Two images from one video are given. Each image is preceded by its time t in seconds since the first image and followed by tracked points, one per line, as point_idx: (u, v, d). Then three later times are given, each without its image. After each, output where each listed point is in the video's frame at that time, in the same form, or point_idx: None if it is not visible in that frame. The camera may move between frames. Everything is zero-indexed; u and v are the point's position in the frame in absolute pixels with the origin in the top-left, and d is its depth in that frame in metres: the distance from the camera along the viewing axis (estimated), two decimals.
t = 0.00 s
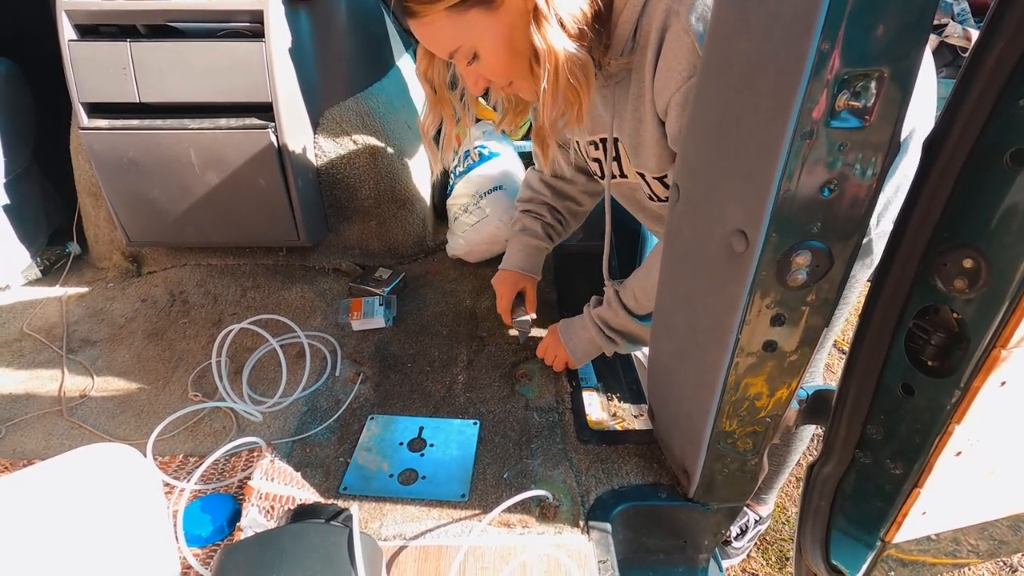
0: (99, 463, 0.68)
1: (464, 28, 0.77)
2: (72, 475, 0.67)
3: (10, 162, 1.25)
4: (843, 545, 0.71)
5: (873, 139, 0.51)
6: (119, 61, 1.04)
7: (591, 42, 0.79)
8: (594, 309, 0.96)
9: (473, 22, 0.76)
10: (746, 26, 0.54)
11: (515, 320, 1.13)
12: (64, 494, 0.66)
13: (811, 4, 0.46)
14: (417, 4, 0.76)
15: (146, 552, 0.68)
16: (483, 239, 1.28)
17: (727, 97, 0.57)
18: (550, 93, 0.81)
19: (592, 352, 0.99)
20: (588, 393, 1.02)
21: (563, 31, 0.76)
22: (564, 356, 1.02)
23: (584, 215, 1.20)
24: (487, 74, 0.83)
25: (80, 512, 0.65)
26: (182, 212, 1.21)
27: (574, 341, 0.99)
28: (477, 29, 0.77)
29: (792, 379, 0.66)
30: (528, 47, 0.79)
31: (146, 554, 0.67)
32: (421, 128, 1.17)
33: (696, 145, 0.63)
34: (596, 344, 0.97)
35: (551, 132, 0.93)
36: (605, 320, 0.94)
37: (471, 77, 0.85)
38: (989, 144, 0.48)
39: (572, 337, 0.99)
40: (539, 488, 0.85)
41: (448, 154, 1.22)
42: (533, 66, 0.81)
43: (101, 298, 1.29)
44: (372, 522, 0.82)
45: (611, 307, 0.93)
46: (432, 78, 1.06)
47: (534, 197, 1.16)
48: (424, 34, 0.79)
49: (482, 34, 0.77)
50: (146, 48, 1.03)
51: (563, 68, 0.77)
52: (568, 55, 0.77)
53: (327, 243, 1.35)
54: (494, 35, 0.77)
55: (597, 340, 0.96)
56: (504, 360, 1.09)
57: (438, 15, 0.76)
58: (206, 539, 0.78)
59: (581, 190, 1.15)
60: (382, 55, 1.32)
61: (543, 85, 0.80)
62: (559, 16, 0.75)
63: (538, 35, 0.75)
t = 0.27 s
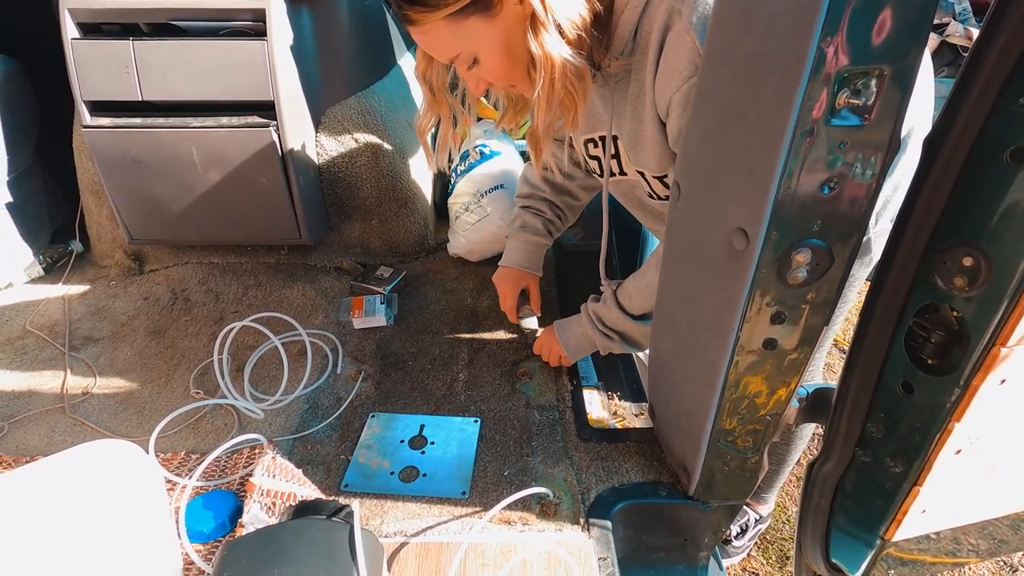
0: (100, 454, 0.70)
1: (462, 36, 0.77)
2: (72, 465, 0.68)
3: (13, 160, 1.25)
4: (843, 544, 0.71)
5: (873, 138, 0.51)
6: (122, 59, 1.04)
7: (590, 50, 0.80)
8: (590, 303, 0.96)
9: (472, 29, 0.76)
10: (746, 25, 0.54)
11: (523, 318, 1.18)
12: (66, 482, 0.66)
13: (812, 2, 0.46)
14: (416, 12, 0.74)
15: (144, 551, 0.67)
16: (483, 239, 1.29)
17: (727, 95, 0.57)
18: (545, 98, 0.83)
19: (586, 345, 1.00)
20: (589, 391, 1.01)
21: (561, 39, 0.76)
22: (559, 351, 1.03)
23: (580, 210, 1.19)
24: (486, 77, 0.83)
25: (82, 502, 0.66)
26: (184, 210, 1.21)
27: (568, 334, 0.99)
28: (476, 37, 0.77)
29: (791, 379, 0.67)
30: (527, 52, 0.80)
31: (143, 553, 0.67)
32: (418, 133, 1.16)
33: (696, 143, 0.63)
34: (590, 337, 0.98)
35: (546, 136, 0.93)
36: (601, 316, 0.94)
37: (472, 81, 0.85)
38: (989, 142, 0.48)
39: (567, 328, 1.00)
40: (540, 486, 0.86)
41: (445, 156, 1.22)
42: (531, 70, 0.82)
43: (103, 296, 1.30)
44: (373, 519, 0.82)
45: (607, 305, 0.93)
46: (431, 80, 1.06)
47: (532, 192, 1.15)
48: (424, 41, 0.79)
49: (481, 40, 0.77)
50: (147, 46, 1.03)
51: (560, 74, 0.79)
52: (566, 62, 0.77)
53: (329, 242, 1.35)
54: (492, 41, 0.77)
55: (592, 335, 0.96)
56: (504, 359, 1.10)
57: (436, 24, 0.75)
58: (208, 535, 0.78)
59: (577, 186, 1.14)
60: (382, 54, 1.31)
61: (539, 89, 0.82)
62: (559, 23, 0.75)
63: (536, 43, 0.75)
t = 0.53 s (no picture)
0: (101, 454, 0.70)
1: (466, 37, 0.77)
2: (72, 467, 0.68)
3: (14, 156, 1.26)
4: (839, 538, 0.71)
5: (869, 133, 0.51)
6: (123, 56, 1.05)
7: (594, 49, 0.80)
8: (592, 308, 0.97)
9: (476, 30, 0.76)
10: (743, 20, 0.54)
11: (523, 322, 1.16)
12: (60, 488, 0.66)
13: None
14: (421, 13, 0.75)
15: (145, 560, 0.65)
16: (483, 235, 1.28)
17: (725, 91, 0.57)
18: (548, 101, 0.83)
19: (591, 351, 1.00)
20: (587, 388, 1.01)
21: (564, 40, 0.76)
22: (561, 355, 1.03)
23: (570, 204, 1.21)
24: (492, 78, 0.83)
25: (80, 506, 0.65)
26: (184, 207, 1.21)
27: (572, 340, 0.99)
28: (480, 37, 0.77)
29: (788, 374, 0.67)
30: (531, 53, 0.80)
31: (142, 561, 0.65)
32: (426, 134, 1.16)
33: (694, 138, 0.63)
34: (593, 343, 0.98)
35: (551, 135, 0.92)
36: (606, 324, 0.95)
37: (479, 82, 0.85)
38: (985, 137, 0.49)
39: (571, 337, 1.00)
40: (538, 480, 0.86)
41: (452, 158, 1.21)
42: (535, 70, 0.82)
43: (104, 292, 1.30)
44: (373, 512, 0.82)
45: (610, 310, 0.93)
46: (437, 79, 1.07)
47: (522, 192, 1.16)
48: (431, 42, 0.80)
49: (485, 41, 0.78)
50: (148, 43, 1.04)
51: (563, 75, 0.79)
52: (569, 63, 0.78)
53: (329, 239, 1.36)
54: (497, 42, 0.78)
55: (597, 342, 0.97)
56: (504, 355, 1.10)
57: (440, 25, 0.76)
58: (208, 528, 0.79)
59: (566, 182, 1.16)
60: (381, 51, 1.32)
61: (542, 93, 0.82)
62: (564, 25, 0.75)
63: (540, 43, 0.76)
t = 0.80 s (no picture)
0: (95, 451, 0.69)
1: (470, 33, 0.77)
2: (69, 465, 0.68)
3: (13, 153, 1.26)
4: (838, 535, 0.71)
5: (867, 130, 0.51)
6: (122, 52, 1.04)
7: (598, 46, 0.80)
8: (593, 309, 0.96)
9: (479, 25, 0.76)
10: (742, 16, 0.54)
11: (524, 321, 1.15)
12: (58, 485, 0.66)
13: None
14: (423, 10, 0.75)
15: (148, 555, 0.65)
16: (483, 231, 1.29)
17: (723, 86, 0.57)
18: (554, 95, 0.83)
19: (591, 352, 0.99)
20: (586, 386, 1.02)
21: (569, 34, 0.76)
22: (560, 353, 1.03)
23: (577, 210, 1.21)
24: (493, 72, 0.83)
25: (80, 502, 0.65)
26: (183, 204, 1.21)
27: (574, 341, 0.99)
28: (482, 31, 0.77)
29: (786, 371, 0.67)
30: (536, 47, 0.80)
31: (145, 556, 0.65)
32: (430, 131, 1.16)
33: (692, 135, 0.63)
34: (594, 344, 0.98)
35: (555, 132, 0.94)
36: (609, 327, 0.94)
37: (479, 78, 0.85)
38: (983, 133, 0.49)
39: (572, 337, 0.99)
40: (537, 478, 0.86)
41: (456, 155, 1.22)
42: (539, 65, 0.82)
43: (103, 289, 1.30)
44: (371, 509, 0.82)
45: (613, 314, 0.93)
46: (438, 76, 1.06)
47: (529, 202, 1.17)
48: (432, 38, 0.79)
49: (489, 36, 0.77)
50: (147, 39, 1.03)
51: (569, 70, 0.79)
52: (574, 57, 0.77)
53: (328, 236, 1.35)
54: (501, 37, 0.78)
55: (598, 345, 0.96)
56: (503, 352, 1.10)
57: (443, 20, 0.75)
58: (206, 525, 0.79)
59: (572, 187, 1.16)
60: (381, 49, 1.32)
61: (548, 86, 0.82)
62: (568, 20, 0.75)
63: (544, 37, 0.76)
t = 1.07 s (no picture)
0: (94, 449, 0.68)
1: (463, 12, 0.77)
2: (67, 463, 0.67)
3: (11, 150, 1.25)
4: (840, 536, 0.71)
5: (872, 125, 0.50)
6: (119, 47, 1.04)
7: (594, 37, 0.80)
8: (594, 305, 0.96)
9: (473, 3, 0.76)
10: (744, 9, 0.53)
11: (524, 318, 1.15)
12: (56, 484, 0.65)
13: None
14: None
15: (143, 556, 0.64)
16: (482, 229, 1.28)
17: (726, 81, 0.56)
18: (547, 75, 0.80)
19: (590, 349, 0.99)
20: (587, 383, 1.02)
21: (564, 13, 0.76)
22: (560, 349, 1.03)
23: (585, 210, 1.21)
24: (486, 56, 0.82)
25: (77, 501, 0.64)
26: (181, 200, 1.21)
27: (574, 339, 0.99)
28: (476, 8, 0.76)
29: (789, 369, 0.66)
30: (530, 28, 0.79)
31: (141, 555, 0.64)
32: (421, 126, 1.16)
33: (694, 131, 0.62)
34: (594, 341, 0.97)
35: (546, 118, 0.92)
36: (609, 321, 0.93)
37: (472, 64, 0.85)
38: (990, 129, 0.48)
39: (572, 333, 0.99)
40: (536, 476, 0.85)
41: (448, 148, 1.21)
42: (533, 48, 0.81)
43: (101, 286, 1.29)
44: (369, 509, 0.82)
45: (613, 308, 0.92)
46: (430, 69, 1.06)
47: (535, 203, 1.17)
48: (424, 19, 0.80)
49: (482, 16, 0.77)
50: (144, 34, 1.03)
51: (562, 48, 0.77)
52: (568, 37, 0.77)
53: (327, 233, 1.35)
54: (494, 16, 0.77)
55: (598, 341, 0.96)
56: (502, 350, 1.09)
57: None
58: (202, 524, 0.78)
59: (579, 187, 1.16)
60: (381, 46, 1.32)
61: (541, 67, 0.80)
62: None
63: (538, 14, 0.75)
